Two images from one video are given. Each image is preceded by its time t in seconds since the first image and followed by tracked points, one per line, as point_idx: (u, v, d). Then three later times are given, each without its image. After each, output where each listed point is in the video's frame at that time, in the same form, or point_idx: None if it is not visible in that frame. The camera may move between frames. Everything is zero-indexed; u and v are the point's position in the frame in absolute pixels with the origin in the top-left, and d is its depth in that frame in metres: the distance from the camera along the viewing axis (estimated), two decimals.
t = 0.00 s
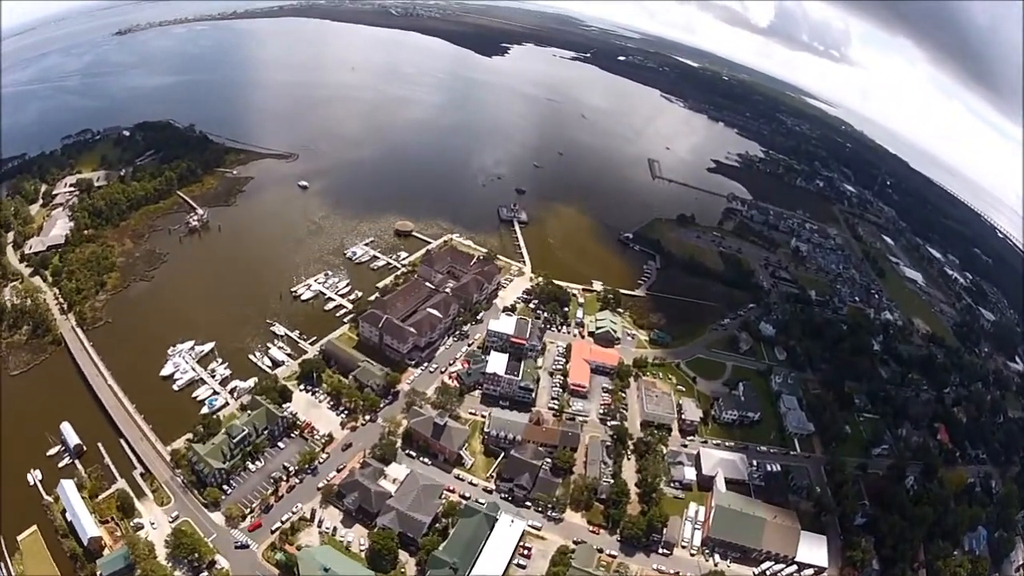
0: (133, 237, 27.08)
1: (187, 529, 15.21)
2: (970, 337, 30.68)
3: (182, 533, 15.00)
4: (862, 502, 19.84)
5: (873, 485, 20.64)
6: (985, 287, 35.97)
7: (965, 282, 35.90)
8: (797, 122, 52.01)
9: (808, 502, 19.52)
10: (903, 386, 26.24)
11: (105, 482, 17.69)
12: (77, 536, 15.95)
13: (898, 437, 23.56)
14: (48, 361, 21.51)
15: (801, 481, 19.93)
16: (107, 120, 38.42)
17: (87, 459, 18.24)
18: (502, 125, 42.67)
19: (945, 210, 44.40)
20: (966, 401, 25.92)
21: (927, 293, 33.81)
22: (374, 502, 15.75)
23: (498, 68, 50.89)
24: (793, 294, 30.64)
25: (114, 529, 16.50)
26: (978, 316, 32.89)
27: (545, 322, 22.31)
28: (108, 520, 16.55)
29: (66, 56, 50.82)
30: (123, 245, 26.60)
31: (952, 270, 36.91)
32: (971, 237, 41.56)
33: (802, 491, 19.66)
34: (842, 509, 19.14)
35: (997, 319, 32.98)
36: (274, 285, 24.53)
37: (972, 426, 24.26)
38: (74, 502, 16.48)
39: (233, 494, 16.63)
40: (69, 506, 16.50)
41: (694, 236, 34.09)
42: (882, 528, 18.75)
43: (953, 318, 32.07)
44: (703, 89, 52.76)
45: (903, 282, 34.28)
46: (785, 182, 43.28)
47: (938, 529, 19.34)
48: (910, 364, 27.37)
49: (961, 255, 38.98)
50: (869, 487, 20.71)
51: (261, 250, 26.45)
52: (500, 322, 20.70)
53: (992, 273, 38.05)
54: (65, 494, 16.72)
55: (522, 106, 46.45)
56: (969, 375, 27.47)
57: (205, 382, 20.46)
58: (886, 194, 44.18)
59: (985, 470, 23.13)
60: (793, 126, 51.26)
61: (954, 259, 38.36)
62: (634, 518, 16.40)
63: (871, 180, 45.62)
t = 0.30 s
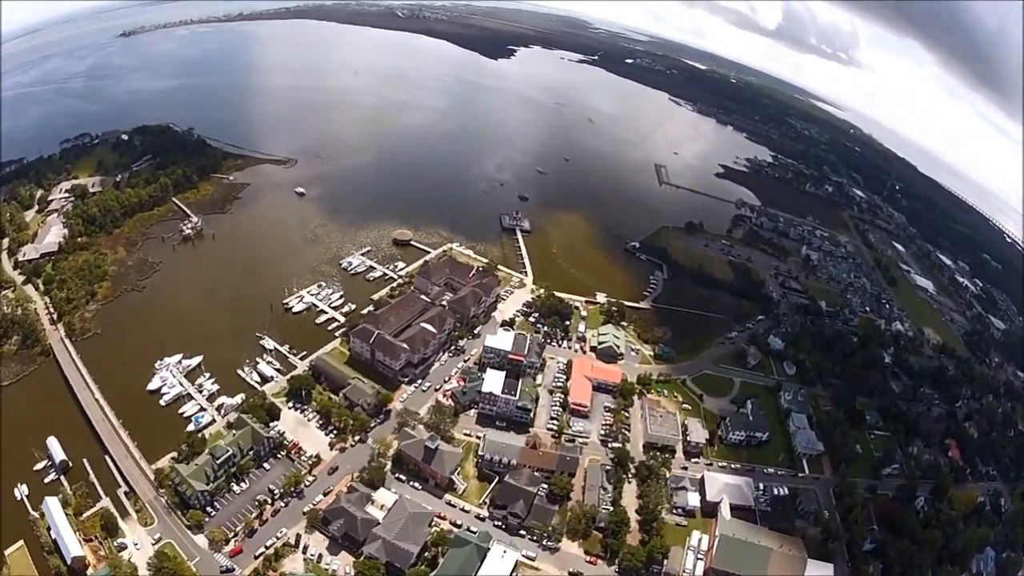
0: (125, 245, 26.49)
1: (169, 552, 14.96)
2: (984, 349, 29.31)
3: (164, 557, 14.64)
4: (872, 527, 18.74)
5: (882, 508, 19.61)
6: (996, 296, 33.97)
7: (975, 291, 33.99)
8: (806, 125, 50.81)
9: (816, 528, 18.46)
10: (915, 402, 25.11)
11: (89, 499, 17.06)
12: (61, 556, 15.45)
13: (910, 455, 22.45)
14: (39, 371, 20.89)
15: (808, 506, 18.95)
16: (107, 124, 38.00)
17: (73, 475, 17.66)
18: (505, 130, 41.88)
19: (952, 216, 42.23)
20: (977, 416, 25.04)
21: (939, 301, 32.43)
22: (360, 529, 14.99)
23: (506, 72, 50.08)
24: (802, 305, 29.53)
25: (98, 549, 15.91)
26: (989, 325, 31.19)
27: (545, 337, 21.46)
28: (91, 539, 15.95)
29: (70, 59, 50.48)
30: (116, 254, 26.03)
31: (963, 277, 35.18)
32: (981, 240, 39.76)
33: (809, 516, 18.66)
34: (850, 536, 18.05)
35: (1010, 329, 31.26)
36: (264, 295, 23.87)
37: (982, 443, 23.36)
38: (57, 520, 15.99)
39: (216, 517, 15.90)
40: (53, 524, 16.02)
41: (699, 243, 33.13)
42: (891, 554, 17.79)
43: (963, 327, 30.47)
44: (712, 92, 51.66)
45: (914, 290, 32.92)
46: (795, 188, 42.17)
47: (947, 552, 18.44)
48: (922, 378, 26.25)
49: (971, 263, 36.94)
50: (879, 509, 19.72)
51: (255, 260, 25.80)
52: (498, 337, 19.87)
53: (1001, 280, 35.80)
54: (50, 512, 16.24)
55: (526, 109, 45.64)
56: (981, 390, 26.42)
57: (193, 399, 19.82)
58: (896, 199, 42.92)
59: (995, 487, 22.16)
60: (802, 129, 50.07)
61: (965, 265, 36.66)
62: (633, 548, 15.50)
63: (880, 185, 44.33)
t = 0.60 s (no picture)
0: (120, 245, 25.89)
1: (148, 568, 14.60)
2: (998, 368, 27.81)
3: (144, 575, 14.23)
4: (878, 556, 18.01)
5: (890, 534, 18.79)
6: (1008, 306, 32.40)
7: (987, 301, 32.50)
8: (819, 128, 49.51)
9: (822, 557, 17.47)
10: (926, 421, 24.00)
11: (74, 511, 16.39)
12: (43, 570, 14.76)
13: (920, 477, 21.41)
14: (28, 375, 20.30)
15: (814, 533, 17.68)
16: (111, 120, 37.56)
17: (58, 484, 17.02)
18: (512, 131, 40.97)
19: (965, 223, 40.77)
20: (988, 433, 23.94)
21: (951, 313, 31.21)
22: (342, 553, 14.30)
23: (516, 72, 49.17)
24: (813, 317, 28.42)
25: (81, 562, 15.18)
26: (1000, 337, 29.65)
27: (546, 350, 20.61)
28: (75, 552, 15.30)
29: (78, 54, 50.17)
30: (110, 254, 25.43)
31: (975, 287, 33.73)
32: (994, 249, 38.38)
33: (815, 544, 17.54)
34: (857, 565, 17.09)
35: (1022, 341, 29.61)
36: (258, 301, 23.23)
37: (993, 460, 22.21)
38: (41, 531, 15.36)
39: (198, 534, 15.51)
40: (36, 536, 15.38)
41: (708, 250, 32.07)
42: None
43: (976, 340, 29.33)
44: (723, 95, 50.61)
45: (926, 301, 31.63)
46: (807, 193, 40.89)
47: None
48: (934, 395, 25.12)
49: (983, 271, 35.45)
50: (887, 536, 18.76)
51: (250, 263, 25.20)
52: (497, 350, 19.04)
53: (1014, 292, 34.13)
54: (33, 523, 15.59)
55: (534, 110, 44.73)
56: (987, 407, 25.15)
57: (179, 409, 19.19)
58: (909, 206, 41.57)
59: (1003, 509, 20.98)
60: (815, 133, 48.79)
61: (977, 274, 35.28)
62: None
63: (893, 191, 43.07)
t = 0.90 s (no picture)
0: (113, 245, 25.37)
1: None
2: (1008, 380, 27.20)
3: None
4: None
5: (895, 563, 17.99)
6: (1019, 317, 31.41)
7: (998, 311, 31.42)
8: (831, 131, 48.19)
9: None
10: (936, 441, 22.97)
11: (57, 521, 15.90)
12: None
13: (927, 500, 20.47)
14: (17, 378, 19.82)
15: (815, 562, 16.94)
16: (112, 115, 37.04)
17: (42, 492, 16.65)
18: (517, 130, 40.02)
19: (976, 230, 39.36)
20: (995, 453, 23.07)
21: (962, 324, 29.97)
22: None
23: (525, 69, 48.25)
24: (822, 328, 27.32)
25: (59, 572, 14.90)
26: (1012, 351, 28.69)
27: (545, 363, 19.76)
28: (56, 562, 14.96)
29: (85, 47, 49.71)
30: (103, 254, 24.92)
31: (986, 297, 32.56)
32: (1004, 258, 37.00)
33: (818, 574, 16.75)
34: None
35: None
36: (249, 306, 22.62)
37: (999, 482, 21.36)
38: (23, 539, 15.05)
39: (178, 552, 15.01)
40: (19, 545, 15.01)
41: (717, 256, 31.00)
42: None
43: (987, 354, 28.33)
44: (736, 95, 49.31)
45: (938, 312, 30.35)
46: (818, 197, 39.61)
47: None
48: (943, 413, 24.11)
49: (993, 281, 34.36)
50: (894, 567, 17.90)
51: (244, 265, 24.61)
52: (491, 364, 18.24)
53: None
54: (16, 532, 15.18)
55: (541, 108, 43.74)
56: (1002, 422, 24.84)
57: (164, 419, 18.65)
58: (920, 211, 40.05)
59: (1008, 532, 20.33)
60: (826, 135, 47.49)
61: (987, 285, 33.87)
62: None
63: (905, 196, 41.60)
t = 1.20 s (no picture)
0: (102, 245, 24.93)
1: None
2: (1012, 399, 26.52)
3: None
4: None
5: None
6: None
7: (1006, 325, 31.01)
8: (839, 136, 47.09)
9: None
10: (941, 464, 22.12)
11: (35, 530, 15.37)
12: None
13: (929, 526, 19.65)
14: None
15: None
16: (111, 107, 36.50)
17: (23, 499, 16.12)
18: (522, 130, 39.11)
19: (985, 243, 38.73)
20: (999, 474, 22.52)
21: (968, 340, 29.05)
22: None
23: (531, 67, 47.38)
24: (828, 344, 26.29)
25: None
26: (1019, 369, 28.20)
27: (538, 379, 19.03)
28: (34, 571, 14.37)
29: (91, 37, 49.28)
30: (92, 254, 24.49)
31: (992, 310, 32.01)
32: (1009, 270, 36.45)
33: None
34: None
35: None
36: (236, 311, 22.16)
37: (1002, 505, 20.87)
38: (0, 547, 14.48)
39: (153, 566, 14.46)
40: None
41: (721, 267, 30.15)
42: None
43: (993, 370, 27.65)
44: (744, 99, 48.40)
45: (945, 327, 29.42)
46: (826, 205, 38.63)
47: None
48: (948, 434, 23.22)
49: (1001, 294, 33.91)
50: None
51: (233, 268, 24.17)
52: (481, 382, 17.60)
53: None
54: None
55: (545, 107, 42.88)
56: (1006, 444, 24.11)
57: (143, 429, 18.15)
58: (928, 222, 38.94)
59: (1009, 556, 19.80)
60: (835, 141, 46.42)
61: (993, 297, 33.41)
62: None
63: (914, 205, 40.53)
